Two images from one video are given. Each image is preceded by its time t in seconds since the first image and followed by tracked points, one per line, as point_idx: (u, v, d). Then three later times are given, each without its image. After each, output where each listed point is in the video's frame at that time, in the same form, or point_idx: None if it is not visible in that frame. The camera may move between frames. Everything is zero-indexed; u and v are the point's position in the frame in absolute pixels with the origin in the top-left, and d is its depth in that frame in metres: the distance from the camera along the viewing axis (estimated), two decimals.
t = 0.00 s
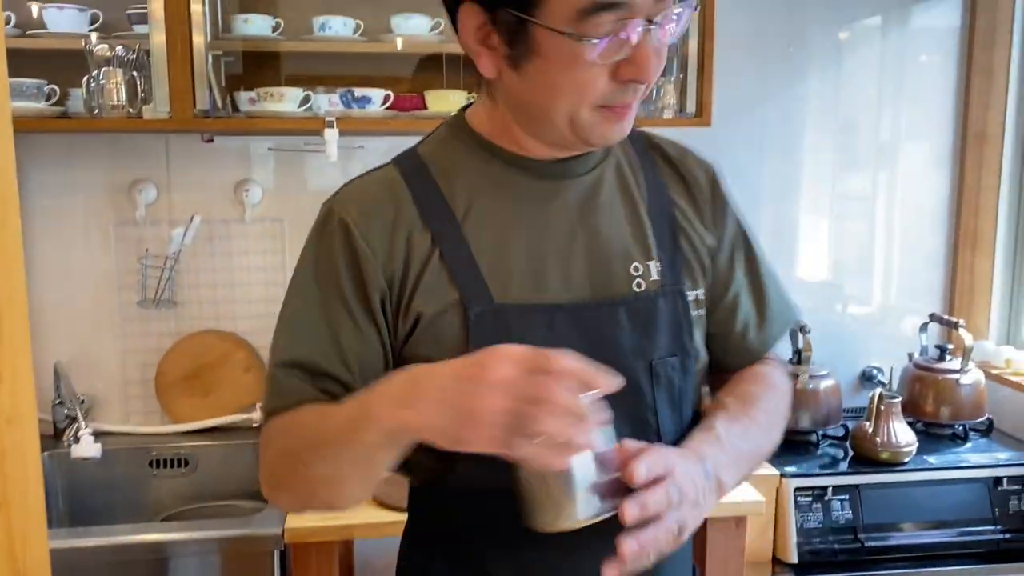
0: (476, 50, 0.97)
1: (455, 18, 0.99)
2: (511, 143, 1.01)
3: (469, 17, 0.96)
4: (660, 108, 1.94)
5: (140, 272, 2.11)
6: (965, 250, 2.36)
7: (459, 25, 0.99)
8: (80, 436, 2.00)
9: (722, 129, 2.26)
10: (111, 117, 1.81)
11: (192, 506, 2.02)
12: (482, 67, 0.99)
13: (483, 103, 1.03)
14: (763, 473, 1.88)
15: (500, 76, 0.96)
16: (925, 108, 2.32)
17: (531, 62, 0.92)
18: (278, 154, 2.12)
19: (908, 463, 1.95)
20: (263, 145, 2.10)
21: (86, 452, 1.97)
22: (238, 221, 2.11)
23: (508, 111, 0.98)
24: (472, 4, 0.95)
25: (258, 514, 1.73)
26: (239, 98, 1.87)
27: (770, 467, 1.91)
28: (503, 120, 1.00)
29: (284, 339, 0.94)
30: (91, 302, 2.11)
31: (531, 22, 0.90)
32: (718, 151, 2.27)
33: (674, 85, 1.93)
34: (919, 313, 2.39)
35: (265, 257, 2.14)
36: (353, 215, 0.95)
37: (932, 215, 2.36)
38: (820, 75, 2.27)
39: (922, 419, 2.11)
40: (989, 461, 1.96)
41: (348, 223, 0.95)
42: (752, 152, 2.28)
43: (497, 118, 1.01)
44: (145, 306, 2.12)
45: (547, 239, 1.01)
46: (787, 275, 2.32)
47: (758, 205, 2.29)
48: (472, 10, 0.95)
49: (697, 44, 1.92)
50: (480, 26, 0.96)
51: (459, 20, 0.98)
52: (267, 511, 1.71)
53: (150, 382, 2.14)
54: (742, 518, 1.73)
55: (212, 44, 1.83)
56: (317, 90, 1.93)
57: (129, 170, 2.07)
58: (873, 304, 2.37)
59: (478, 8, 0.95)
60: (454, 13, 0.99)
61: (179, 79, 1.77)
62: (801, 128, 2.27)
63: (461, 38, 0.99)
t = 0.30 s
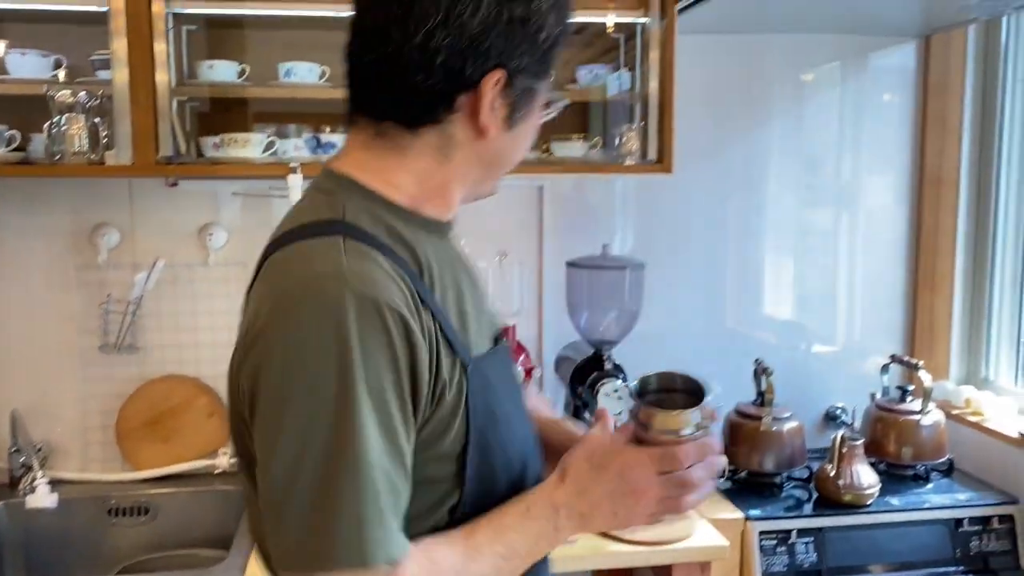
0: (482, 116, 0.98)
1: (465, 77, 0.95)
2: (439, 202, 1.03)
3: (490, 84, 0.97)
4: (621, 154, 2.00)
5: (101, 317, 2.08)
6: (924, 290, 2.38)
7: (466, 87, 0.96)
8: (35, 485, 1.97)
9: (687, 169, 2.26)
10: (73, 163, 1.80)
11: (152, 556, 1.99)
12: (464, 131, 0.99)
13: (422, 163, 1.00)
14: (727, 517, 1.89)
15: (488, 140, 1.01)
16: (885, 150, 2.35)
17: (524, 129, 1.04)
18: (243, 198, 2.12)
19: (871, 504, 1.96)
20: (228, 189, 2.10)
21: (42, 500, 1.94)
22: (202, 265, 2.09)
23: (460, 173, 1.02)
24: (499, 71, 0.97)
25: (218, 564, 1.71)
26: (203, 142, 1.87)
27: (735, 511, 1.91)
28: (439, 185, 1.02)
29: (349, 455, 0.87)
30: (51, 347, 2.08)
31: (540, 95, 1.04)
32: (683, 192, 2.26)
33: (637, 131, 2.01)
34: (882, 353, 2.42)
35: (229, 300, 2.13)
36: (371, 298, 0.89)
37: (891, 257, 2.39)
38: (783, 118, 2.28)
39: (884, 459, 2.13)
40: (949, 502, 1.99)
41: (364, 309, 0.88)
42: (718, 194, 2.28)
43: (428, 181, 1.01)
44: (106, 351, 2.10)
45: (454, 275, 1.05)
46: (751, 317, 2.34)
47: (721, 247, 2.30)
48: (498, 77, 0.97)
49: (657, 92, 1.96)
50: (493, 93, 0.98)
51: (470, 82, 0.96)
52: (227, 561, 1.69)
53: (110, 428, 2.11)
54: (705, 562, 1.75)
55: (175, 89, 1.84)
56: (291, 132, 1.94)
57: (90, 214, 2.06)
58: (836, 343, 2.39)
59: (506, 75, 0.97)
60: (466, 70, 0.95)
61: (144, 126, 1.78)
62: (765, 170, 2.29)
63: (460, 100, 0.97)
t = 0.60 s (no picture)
0: (375, 155, 1.03)
1: (365, 116, 1.01)
2: (333, 240, 1.06)
3: (382, 124, 1.03)
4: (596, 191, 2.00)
5: (70, 355, 2.05)
6: (900, 325, 2.38)
7: (364, 125, 1.01)
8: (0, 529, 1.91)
9: (664, 205, 2.26)
10: (41, 201, 1.78)
11: None
12: (358, 169, 1.04)
13: (321, 201, 1.03)
14: (704, 557, 1.87)
15: (373, 178, 1.06)
16: (860, 185, 2.36)
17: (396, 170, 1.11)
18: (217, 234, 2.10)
19: (849, 543, 1.94)
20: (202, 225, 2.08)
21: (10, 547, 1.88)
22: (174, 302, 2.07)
23: (351, 210, 1.07)
24: (389, 112, 1.03)
25: None
26: (176, 178, 1.87)
27: (711, 551, 1.89)
28: (333, 225, 1.05)
29: (395, 460, 0.92)
30: (19, 386, 2.05)
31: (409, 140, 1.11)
32: (660, 227, 2.26)
33: (612, 168, 2.01)
34: (859, 388, 2.41)
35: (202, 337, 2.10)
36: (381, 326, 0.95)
37: (867, 291, 2.40)
38: (758, 154, 2.29)
39: (862, 496, 2.12)
40: (927, 540, 1.97)
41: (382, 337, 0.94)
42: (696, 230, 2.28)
43: (329, 219, 1.04)
44: (76, 390, 2.06)
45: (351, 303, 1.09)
46: (732, 351, 2.32)
47: (699, 283, 2.29)
48: (390, 118, 1.03)
49: (631, 128, 1.96)
50: (384, 133, 1.04)
51: (367, 120, 1.01)
52: None
53: (79, 468, 2.08)
54: None
55: (151, 125, 1.84)
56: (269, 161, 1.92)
57: (62, 251, 2.03)
58: (815, 376, 2.38)
59: (393, 117, 1.04)
60: (366, 110, 1.00)
61: (113, 162, 1.76)
62: (742, 205, 2.29)
63: (358, 138, 1.02)
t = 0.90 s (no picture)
0: (325, 178, 1.14)
1: (315, 145, 1.11)
2: (290, 252, 1.16)
3: (330, 152, 1.13)
4: (606, 203, 2.02)
5: (88, 363, 2.09)
6: (909, 335, 2.38)
7: (314, 153, 1.12)
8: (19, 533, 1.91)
9: (673, 216, 2.28)
10: (62, 212, 1.82)
11: None
12: (310, 191, 1.14)
13: (278, 218, 1.13)
14: (714, 566, 1.87)
15: (324, 198, 1.17)
16: (868, 196, 2.37)
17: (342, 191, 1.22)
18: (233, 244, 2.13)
19: (859, 553, 1.94)
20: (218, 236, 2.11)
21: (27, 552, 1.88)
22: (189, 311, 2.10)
23: (305, 226, 1.17)
24: (335, 141, 1.13)
25: None
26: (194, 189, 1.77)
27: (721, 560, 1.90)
28: (288, 239, 1.16)
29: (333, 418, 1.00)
30: (38, 392, 2.08)
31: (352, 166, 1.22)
32: (669, 237, 2.28)
33: (621, 178, 2.03)
34: (869, 398, 2.41)
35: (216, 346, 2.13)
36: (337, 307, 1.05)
37: (875, 302, 2.40)
38: (768, 165, 2.31)
39: (872, 506, 2.13)
40: (938, 550, 1.97)
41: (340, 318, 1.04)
42: (706, 241, 2.29)
43: (286, 232, 1.15)
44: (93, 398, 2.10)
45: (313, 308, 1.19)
46: (741, 360, 2.33)
47: (708, 293, 2.30)
48: (336, 147, 1.14)
49: (641, 139, 1.98)
50: (331, 160, 1.14)
51: (317, 149, 1.12)
52: None
53: (96, 474, 2.11)
54: None
55: (168, 137, 1.83)
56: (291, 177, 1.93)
57: (81, 260, 2.07)
58: (824, 386, 2.39)
59: (339, 145, 1.15)
60: (316, 140, 1.11)
61: (132, 175, 1.81)
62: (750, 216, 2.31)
63: (310, 164, 1.12)
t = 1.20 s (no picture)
0: (310, 184, 1.28)
1: (298, 155, 1.25)
2: (280, 249, 1.31)
3: (314, 162, 1.27)
4: (633, 202, 2.01)
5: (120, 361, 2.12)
6: (945, 337, 2.32)
7: (298, 162, 1.25)
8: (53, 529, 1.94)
9: (702, 216, 2.25)
10: (94, 213, 1.84)
11: None
12: (297, 196, 1.29)
13: (268, 218, 1.28)
14: (742, 569, 1.85)
15: (312, 203, 1.31)
16: (903, 196, 2.32)
17: (333, 199, 1.35)
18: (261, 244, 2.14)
19: (891, 557, 1.91)
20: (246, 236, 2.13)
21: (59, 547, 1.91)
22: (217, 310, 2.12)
23: (296, 228, 1.32)
24: (319, 153, 1.27)
25: None
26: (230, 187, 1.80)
27: (749, 562, 1.87)
28: (279, 239, 1.30)
29: (280, 363, 1.15)
30: (71, 390, 2.11)
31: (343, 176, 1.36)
32: (698, 236, 2.25)
33: (649, 178, 2.01)
34: (904, 401, 2.37)
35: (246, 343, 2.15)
36: (297, 279, 1.20)
37: (909, 303, 2.35)
38: (799, 164, 2.28)
39: (904, 510, 2.09)
40: (973, 556, 1.93)
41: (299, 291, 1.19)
42: (735, 240, 2.27)
43: (277, 230, 1.29)
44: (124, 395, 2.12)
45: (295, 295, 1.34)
46: (772, 362, 2.30)
47: (737, 293, 2.28)
48: (319, 158, 1.27)
49: (669, 138, 1.97)
50: (316, 169, 1.28)
51: (301, 159, 1.25)
52: None
53: (127, 471, 2.14)
54: None
55: (197, 139, 1.84)
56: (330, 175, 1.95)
57: (113, 260, 2.10)
58: (857, 389, 2.35)
59: (324, 157, 1.28)
60: (299, 151, 1.25)
61: (162, 176, 1.83)
62: (781, 216, 2.28)
63: (295, 172, 1.26)
